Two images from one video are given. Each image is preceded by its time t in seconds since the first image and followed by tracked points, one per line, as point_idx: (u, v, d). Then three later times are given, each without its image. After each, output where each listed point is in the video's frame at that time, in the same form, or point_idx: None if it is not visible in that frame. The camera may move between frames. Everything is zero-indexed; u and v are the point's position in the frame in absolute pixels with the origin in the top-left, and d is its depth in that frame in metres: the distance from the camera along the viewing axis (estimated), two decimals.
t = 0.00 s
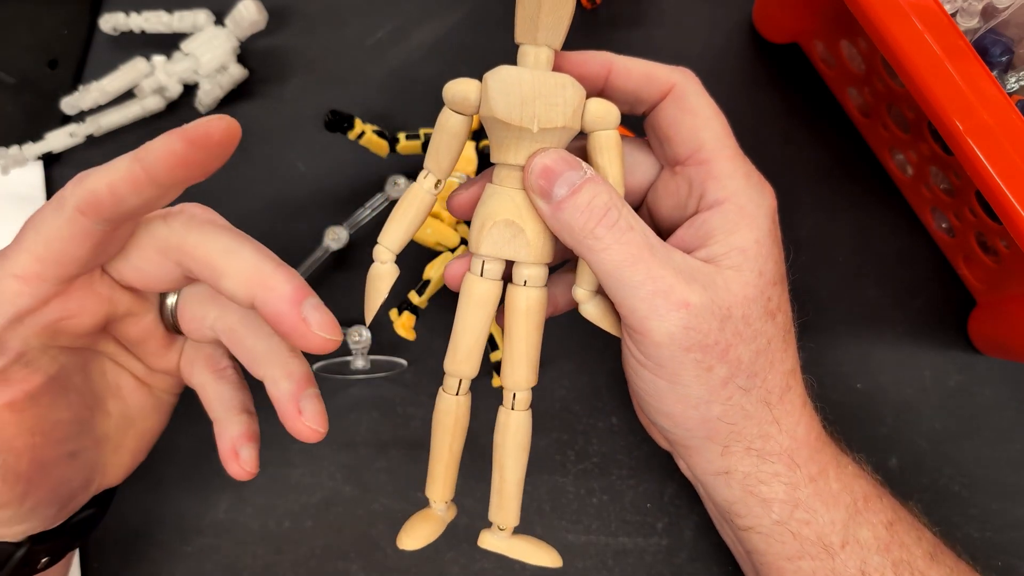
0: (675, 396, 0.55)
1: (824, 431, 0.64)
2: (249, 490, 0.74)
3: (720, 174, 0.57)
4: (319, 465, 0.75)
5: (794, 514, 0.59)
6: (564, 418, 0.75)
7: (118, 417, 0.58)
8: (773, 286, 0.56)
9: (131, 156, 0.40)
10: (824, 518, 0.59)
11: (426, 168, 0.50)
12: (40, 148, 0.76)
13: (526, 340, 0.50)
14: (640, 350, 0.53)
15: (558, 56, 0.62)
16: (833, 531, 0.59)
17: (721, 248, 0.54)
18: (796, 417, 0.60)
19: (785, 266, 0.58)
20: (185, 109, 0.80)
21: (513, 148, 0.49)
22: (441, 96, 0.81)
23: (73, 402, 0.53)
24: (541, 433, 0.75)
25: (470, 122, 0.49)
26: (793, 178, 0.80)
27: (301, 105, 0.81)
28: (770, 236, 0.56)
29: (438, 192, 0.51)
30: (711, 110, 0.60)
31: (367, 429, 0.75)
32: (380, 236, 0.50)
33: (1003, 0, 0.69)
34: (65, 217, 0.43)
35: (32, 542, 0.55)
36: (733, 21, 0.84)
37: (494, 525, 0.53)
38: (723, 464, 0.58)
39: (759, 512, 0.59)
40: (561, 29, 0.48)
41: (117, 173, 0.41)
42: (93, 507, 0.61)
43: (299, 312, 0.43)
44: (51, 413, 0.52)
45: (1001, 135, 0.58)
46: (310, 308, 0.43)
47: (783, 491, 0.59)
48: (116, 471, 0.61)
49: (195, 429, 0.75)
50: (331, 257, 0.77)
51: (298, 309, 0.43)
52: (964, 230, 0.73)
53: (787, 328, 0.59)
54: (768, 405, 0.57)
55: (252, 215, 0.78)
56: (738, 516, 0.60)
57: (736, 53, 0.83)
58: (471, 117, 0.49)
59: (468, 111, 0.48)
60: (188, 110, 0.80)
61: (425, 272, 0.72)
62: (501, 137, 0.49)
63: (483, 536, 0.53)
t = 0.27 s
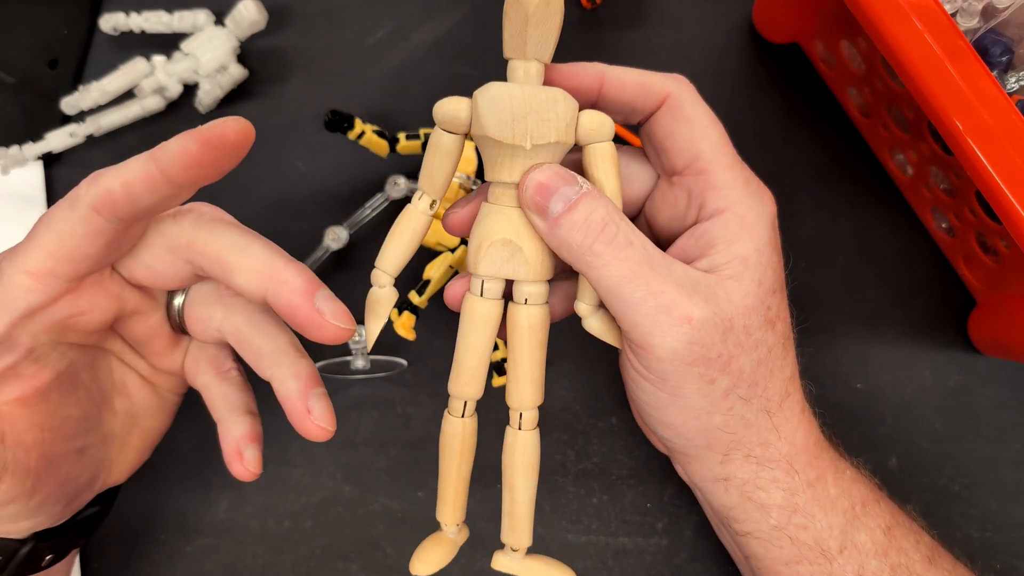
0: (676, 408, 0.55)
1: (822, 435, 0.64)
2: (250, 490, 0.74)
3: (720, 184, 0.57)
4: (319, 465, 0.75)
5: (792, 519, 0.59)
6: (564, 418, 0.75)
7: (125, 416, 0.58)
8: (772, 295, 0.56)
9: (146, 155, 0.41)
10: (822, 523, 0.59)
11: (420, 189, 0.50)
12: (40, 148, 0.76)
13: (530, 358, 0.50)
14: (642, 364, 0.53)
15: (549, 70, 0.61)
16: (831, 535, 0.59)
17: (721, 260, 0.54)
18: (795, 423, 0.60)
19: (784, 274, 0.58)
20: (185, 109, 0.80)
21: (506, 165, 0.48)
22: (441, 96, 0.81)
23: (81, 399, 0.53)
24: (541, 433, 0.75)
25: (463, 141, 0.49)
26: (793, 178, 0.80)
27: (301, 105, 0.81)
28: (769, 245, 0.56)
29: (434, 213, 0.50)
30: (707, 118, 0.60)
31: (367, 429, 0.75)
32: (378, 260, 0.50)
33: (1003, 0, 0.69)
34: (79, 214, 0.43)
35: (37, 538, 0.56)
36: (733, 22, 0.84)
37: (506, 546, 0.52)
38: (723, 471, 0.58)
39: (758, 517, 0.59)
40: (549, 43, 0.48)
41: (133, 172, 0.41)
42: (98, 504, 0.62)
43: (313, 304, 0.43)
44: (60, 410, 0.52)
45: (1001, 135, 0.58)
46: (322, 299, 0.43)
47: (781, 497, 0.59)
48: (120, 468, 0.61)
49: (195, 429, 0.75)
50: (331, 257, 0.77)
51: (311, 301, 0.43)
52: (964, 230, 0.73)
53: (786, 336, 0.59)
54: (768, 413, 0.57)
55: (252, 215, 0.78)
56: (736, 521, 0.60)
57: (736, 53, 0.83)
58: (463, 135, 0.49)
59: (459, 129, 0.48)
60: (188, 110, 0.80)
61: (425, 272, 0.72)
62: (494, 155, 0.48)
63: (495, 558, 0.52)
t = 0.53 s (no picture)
0: (660, 414, 0.55)
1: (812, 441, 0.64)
2: (249, 490, 0.74)
3: (697, 192, 0.57)
4: (319, 465, 0.75)
5: (781, 525, 0.59)
6: (564, 418, 0.75)
7: (127, 400, 0.59)
8: (754, 299, 0.56)
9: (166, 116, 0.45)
10: (811, 529, 0.59)
11: (408, 213, 0.51)
12: (40, 148, 0.76)
13: (524, 370, 0.50)
14: (625, 369, 0.53)
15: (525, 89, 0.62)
16: (822, 541, 0.59)
17: (701, 265, 0.54)
18: (783, 428, 0.59)
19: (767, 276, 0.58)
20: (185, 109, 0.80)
21: (486, 184, 0.49)
22: (441, 96, 0.81)
23: (93, 369, 0.54)
24: (541, 433, 0.75)
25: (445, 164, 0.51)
26: (793, 178, 0.80)
27: (301, 105, 0.81)
28: (750, 249, 0.56)
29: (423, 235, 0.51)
30: (681, 128, 0.60)
31: (367, 429, 0.75)
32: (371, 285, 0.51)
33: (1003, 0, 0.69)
34: (98, 172, 0.46)
35: (45, 531, 0.55)
36: (733, 22, 0.84)
37: (516, 561, 0.51)
38: (710, 476, 0.58)
39: (746, 524, 0.59)
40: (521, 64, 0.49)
41: (155, 128, 0.45)
42: (102, 497, 0.60)
43: (314, 250, 0.47)
44: (76, 377, 0.53)
45: (1001, 135, 0.58)
46: (321, 248, 0.47)
47: (769, 503, 0.59)
48: (124, 457, 0.61)
49: (195, 430, 0.75)
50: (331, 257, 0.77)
51: (311, 248, 0.47)
52: (964, 230, 0.72)
53: (771, 340, 0.58)
54: (753, 418, 0.57)
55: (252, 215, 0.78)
56: (726, 527, 0.60)
57: (736, 53, 0.83)
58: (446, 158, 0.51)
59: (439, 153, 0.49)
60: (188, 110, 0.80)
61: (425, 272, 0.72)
62: (473, 174, 0.50)
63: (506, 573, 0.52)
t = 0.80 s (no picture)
0: (645, 435, 0.55)
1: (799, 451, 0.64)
2: (249, 490, 0.74)
3: (674, 209, 0.58)
4: (319, 465, 0.75)
5: (769, 538, 0.59)
6: (564, 419, 0.75)
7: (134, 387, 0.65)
8: (733, 315, 0.55)
9: (201, 135, 0.53)
10: (799, 541, 0.59)
11: (386, 244, 0.52)
12: (40, 148, 0.76)
13: (508, 397, 0.51)
14: (609, 392, 0.54)
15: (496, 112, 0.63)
16: (810, 554, 0.59)
17: (680, 284, 0.54)
18: (767, 442, 0.59)
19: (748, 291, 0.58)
20: (185, 109, 0.80)
21: (462, 212, 0.51)
22: (441, 96, 0.81)
23: (106, 352, 0.60)
24: (541, 433, 0.75)
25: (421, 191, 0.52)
26: (792, 179, 0.80)
27: (302, 105, 0.81)
28: (728, 265, 0.56)
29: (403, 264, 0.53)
30: (656, 143, 0.60)
31: (367, 429, 0.75)
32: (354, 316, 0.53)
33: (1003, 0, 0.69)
34: (123, 169, 0.54)
35: (55, 520, 0.60)
36: (733, 22, 0.84)
37: None
38: (697, 492, 0.58)
39: (735, 537, 0.59)
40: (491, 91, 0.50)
41: (180, 144, 0.53)
42: (106, 489, 0.65)
43: (282, 264, 0.59)
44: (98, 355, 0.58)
45: (1001, 135, 0.58)
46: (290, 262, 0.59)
47: (756, 517, 0.59)
48: (130, 444, 0.66)
49: (195, 429, 0.75)
50: (331, 257, 0.77)
51: (281, 262, 0.59)
52: (964, 230, 0.72)
53: (753, 355, 0.58)
54: (737, 434, 0.57)
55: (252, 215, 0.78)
56: (715, 540, 0.61)
57: (736, 53, 0.83)
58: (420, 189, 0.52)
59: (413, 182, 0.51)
60: (188, 110, 0.80)
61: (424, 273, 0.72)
62: (448, 203, 0.51)
63: None
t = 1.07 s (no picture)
0: (654, 428, 0.55)
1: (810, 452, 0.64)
2: (249, 490, 0.74)
3: (689, 203, 0.58)
4: (319, 465, 0.75)
5: (779, 536, 0.59)
6: (564, 419, 0.75)
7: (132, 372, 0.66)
8: (748, 310, 0.56)
9: (226, 136, 0.56)
10: (809, 541, 0.59)
11: (401, 249, 0.51)
12: (40, 148, 0.76)
13: (541, 392, 0.50)
14: (619, 383, 0.54)
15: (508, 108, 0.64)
16: (820, 553, 0.59)
17: (695, 277, 0.55)
18: (779, 439, 0.60)
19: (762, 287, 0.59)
20: (185, 109, 0.80)
21: (479, 209, 0.50)
22: (441, 96, 0.81)
23: (110, 336, 0.62)
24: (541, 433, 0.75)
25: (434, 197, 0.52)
26: (792, 178, 0.80)
27: (302, 105, 0.81)
28: (744, 259, 0.57)
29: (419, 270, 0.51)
30: (671, 137, 0.61)
31: (367, 429, 0.75)
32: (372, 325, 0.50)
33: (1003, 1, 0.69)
34: (149, 163, 0.57)
35: (43, 501, 0.58)
36: (733, 22, 0.84)
37: None
38: (706, 487, 0.58)
39: (744, 535, 0.59)
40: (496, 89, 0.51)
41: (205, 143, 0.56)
42: (95, 475, 0.64)
43: (310, 264, 0.61)
44: (100, 335, 0.60)
45: (1001, 134, 0.58)
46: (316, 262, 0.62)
47: (766, 515, 0.59)
48: (122, 429, 0.67)
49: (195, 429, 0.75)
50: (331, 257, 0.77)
51: (310, 262, 0.61)
52: (964, 230, 0.72)
53: (766, 351, 0.58)
54: (748, 429, 0.57)
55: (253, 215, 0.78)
56: (723, 537, 0.61)
57: (735, 53, 0.83)
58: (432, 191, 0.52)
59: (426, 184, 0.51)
60: (188, 110, 0.80)
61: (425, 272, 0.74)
62: (464, 201, 0.51)
63: None
